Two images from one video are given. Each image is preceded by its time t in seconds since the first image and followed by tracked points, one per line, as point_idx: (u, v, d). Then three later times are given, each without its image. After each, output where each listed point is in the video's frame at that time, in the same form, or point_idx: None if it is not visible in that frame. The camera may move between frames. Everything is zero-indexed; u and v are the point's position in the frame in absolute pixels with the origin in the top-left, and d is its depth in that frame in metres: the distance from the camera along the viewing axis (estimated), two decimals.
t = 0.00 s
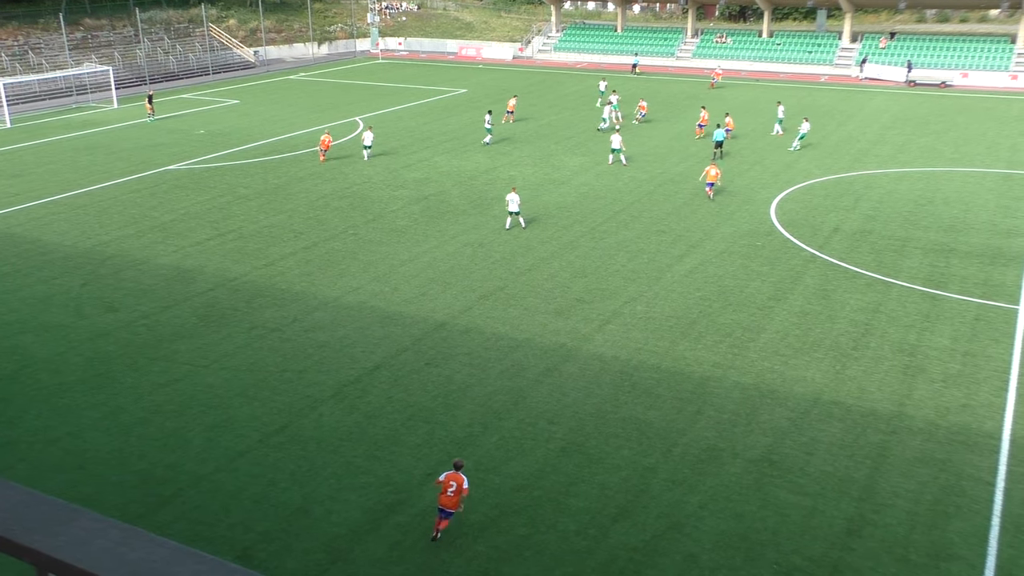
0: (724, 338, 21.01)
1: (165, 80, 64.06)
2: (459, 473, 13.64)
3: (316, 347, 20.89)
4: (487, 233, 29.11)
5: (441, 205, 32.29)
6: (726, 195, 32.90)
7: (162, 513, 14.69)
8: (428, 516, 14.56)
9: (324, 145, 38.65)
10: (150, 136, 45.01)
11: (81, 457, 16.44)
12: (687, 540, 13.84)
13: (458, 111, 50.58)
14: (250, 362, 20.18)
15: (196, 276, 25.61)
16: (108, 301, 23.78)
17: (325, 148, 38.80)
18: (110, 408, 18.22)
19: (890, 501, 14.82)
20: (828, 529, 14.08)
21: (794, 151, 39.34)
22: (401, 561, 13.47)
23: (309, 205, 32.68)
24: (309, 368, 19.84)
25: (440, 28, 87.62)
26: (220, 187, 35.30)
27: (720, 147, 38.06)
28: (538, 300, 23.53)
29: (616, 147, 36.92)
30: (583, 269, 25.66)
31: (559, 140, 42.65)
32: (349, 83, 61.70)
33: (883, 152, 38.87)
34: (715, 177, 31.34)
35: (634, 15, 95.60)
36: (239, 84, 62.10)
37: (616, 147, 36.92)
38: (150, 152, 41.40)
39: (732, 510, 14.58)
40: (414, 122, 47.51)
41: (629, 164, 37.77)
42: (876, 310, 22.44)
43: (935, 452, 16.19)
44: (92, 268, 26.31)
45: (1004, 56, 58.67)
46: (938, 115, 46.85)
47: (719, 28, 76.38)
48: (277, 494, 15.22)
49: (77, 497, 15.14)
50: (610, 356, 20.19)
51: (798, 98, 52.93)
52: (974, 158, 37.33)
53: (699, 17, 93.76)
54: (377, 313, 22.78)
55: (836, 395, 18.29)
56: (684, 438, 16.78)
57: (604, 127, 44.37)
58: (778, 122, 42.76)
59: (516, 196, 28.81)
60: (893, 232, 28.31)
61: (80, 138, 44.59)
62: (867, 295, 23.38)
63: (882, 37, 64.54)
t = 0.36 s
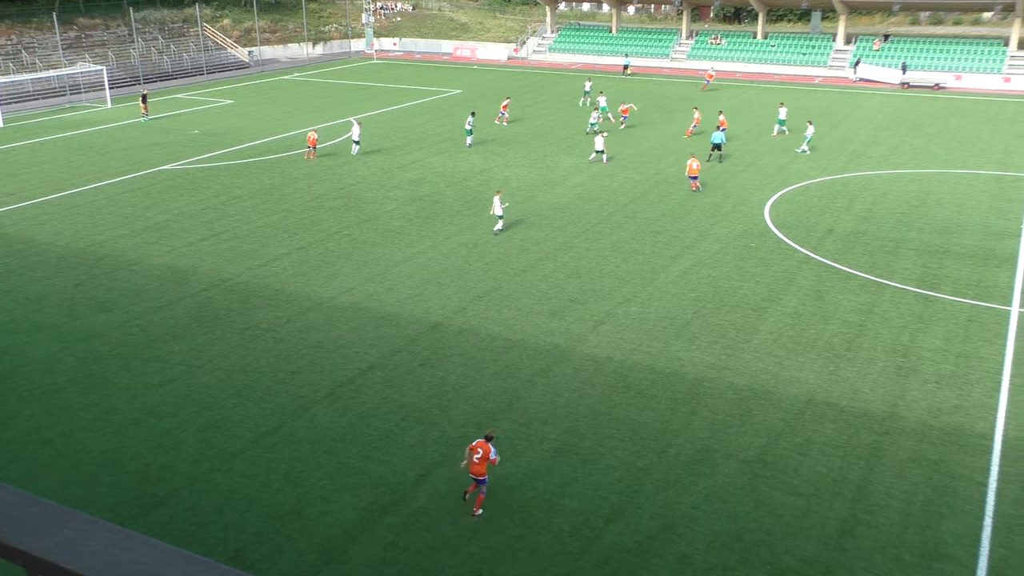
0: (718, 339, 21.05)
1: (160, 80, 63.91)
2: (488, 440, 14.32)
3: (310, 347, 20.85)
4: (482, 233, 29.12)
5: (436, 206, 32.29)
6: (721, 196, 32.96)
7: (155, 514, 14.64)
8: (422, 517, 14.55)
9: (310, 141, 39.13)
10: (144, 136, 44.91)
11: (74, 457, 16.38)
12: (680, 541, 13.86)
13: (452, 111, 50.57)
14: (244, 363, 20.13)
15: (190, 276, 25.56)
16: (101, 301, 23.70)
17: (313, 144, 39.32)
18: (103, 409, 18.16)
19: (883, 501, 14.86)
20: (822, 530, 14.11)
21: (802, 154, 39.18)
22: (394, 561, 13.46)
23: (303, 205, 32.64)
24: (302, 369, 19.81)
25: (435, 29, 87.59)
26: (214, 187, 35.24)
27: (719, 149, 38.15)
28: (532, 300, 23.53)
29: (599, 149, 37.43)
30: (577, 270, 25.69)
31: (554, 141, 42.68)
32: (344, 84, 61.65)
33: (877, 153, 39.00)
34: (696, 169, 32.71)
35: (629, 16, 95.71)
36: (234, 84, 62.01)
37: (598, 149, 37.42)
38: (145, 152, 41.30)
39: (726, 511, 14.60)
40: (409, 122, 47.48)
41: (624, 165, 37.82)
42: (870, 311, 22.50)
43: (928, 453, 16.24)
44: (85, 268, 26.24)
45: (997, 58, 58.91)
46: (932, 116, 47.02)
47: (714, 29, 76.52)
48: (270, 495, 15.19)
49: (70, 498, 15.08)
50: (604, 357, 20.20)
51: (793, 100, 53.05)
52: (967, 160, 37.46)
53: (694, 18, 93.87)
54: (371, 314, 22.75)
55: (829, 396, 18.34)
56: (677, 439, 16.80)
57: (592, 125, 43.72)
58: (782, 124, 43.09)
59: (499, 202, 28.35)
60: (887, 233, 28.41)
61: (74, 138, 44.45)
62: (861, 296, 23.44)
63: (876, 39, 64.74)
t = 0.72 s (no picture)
0: (705, 337, 21.11)
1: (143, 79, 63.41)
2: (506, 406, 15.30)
3: (297, 348, 20.75)
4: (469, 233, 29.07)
5: (422, 205, 32.21)
6: (707, 194, 33.05)
7: (141, 516, 14.53)
8: (410, 516, 14.51)
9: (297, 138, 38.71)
10: (128, 136, 44.56)
11: (59, 459, 16.24)
12: (668, 538, 13.89)
13: (438, 110, 50.47)
14: (230, 363, 20.01)
15: (175, 277, 25.37)
16: (85, 302, 23.50)
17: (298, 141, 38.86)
18: (87, 410, 18.00)
19: (868, 497, 14.95)
20: (808, 526, 14.18)
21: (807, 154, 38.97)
22: (382, 561, 13.43)
23: (289, 205, 32.49)
24: (289, 369, 19.70)
25: (421, 28, 87.39)
26: (198, 187, 35.00)
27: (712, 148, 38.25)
28: (519, 299, 23.51)
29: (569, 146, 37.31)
30: (564, 268, 25.69)
31: (540, 139, 42.67)
32: (330, 83, 61.38)
33: (861, 151, 39.23)
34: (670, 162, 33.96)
35: (614, 15, 95.79)
36: (218, 83, 61.63)
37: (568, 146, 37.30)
38: (128, 152, 40.97)
39: (713, 508, 14.64)
40: (395, 121, 47.35)
41: (610, 164, 37.82)
42: (855, 309, 22.62)
43: (912, 449, 16.35)
44: (69, 269, 26.02)
45: (979, 57, 59.41)
46: (915, 115, 47.35)
47: (699, 28, 76.74)
48: (257, 495, 15.11)
49: (54, 501, 14.95)
50: (592, 355, 20.22)
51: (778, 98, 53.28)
52: (950, 158, 37.76)
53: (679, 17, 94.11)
54: (358, 313, 22.65)
55: (815, 393, 18.42)
56: (664, 437, 16.83)
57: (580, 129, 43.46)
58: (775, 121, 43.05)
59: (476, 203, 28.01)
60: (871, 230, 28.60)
61: (57, 138, 44.08)
62: (846, 294, 23.57)
63: (860, 38, 65.15)
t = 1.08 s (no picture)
0: (689, 333, 21.18)
1: (122, 79, 62.83)
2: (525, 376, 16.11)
3: (280, 347, 20.63)
4: (453, 230, 29.00)
5: (405, 203, 32.11)
6: (690, 191, 33.16)
7: (125, 519, 14.40)
8: (397, 515, 14.47)
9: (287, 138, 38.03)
10: (107, 136, 44.13)
11: (41, 462, 16.06)
12: (654, 533, 13.92)
13: (421, 108, 50.32)
14: (214, 364, 19.86)
15: (157, 277, 25.15)
16: (66, 304, 23.25)
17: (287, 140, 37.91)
18: (69, 413, 17.80)
19: (851, 490, 15.06)
20: (793, 520, 14.25)
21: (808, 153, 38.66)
22: (369, 559, 13.38)
23: (272, 204, 32.32)
24: (273, 369, 19.58)
25: (402, 25, 87.11)
26: (180, 187, 34.72)
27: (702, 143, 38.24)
28: (504, 297, 23.49)
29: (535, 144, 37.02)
30: (548, 265, 25.71)
31: (523, 137, 42.65)
32: (311, 81, 61.05)
33: (842, 147, 39.50)
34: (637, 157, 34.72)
35: (596, 12, 95.87)
36: (198, 82, 61.14)
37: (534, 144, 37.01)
38: (108, 152, 40.59)
39: (699, 503, 14.69)
40: (377, 120, 47.19)
41: (594, 161, 37.84)
42: (837, 303, 22.77)
43: (895, 442, 16.48)
44: (49, 270, 25.73)
45: (958, 53, 59.97)
46: (895, 110, 47.72)
47: (681, 25, 76.97)
48: (242, 496, 15.01)
49: (36, 504, 14.78)
50: (576, 352, 20.22)
51: (760, 94, 53.50)
52: (930, 152, 38.09)
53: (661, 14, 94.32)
54: (342, 312, 22.55)
55: (798, 387, 18.53)
56: (650, 432, 16.87)
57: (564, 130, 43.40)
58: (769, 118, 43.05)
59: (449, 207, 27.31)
60: (853, 225, 28.81)
61: (35, 138, 43.59)
62: (828, 289, 23.72)
63: (840, 34, 65.60)
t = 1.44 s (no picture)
0: (679, 328, 21.21)
1: (109, 78, 62.40)
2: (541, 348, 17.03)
3: (271, 346, 20.55)
4: (443, 228, 28.94)
5: (395, 201, 32.04)
6: (679, 186, 33.21)
7: (116, 519, 14.32)
8: (389, 513, 14.43)
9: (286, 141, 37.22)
10: (94, 135, 43.82)
11: (31, 464, 15.95)
12: (646, 528, 13.94)
13: (409, 105, 50.21)
14: (204, 363, 19.77)
15: (147, 277, 25.02)
16: (55, 305, 23.10)
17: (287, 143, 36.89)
18: (59, 414, 17.68)
19: (842, 483, 15.12)
20: (784, 513, 14.30)
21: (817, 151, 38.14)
22: (362, 558, 13.36)
23: (261, 203, 32.19)
24: (263, 368, 19.50)
25: (390, 23, 86.89)
26: (168, 186, 34.53)
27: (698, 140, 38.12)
28: (495, 294, 23.46)
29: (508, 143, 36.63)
30: (539, 262, 25.68)
31: (512, 134, 42.60)
32: (299, 79, 60.82)
33: (830, 142, 39.63)
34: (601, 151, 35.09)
35: (584, 8, 95.81)
36: (185, 81, 60.80)
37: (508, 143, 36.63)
38: (96, 152, 40.33)
39: (691, 498, 14.72)
40: (366, 117, 47.04)
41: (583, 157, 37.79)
42: (827, 297, 22.84)
43: (885, 435, 16.55)
44: (36, 271, 25.54)
45: (945, 47, 60.26)
46: (883, 104, 47.89)
47: (669, 21, 77.04)
48: (234, 495, 14.96)
49: (27, 506, 14.68)
50: (568, 349, 20.22)
51: (748, 89, 53.62)
52: (918, 146, 38.26)
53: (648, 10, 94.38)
54: (333, 311, 22.48)
55: (789, 381, 18.58)
56: (642, 428, 16.88)
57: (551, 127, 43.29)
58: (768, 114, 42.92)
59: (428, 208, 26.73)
60: (841, 220, 28.90)
61: (22, 138, 43.27)
62: (818, 283, 23.79)
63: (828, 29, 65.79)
